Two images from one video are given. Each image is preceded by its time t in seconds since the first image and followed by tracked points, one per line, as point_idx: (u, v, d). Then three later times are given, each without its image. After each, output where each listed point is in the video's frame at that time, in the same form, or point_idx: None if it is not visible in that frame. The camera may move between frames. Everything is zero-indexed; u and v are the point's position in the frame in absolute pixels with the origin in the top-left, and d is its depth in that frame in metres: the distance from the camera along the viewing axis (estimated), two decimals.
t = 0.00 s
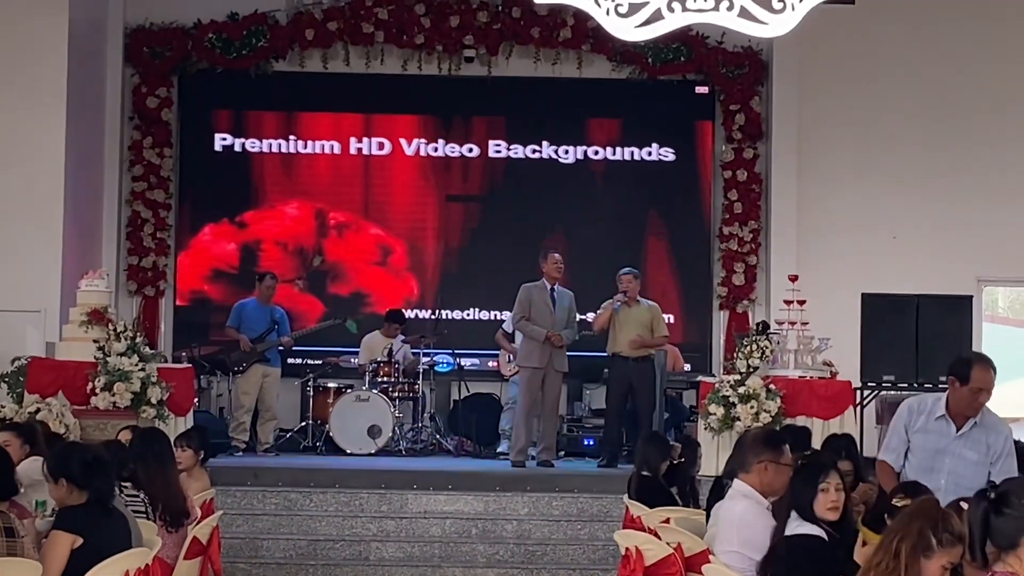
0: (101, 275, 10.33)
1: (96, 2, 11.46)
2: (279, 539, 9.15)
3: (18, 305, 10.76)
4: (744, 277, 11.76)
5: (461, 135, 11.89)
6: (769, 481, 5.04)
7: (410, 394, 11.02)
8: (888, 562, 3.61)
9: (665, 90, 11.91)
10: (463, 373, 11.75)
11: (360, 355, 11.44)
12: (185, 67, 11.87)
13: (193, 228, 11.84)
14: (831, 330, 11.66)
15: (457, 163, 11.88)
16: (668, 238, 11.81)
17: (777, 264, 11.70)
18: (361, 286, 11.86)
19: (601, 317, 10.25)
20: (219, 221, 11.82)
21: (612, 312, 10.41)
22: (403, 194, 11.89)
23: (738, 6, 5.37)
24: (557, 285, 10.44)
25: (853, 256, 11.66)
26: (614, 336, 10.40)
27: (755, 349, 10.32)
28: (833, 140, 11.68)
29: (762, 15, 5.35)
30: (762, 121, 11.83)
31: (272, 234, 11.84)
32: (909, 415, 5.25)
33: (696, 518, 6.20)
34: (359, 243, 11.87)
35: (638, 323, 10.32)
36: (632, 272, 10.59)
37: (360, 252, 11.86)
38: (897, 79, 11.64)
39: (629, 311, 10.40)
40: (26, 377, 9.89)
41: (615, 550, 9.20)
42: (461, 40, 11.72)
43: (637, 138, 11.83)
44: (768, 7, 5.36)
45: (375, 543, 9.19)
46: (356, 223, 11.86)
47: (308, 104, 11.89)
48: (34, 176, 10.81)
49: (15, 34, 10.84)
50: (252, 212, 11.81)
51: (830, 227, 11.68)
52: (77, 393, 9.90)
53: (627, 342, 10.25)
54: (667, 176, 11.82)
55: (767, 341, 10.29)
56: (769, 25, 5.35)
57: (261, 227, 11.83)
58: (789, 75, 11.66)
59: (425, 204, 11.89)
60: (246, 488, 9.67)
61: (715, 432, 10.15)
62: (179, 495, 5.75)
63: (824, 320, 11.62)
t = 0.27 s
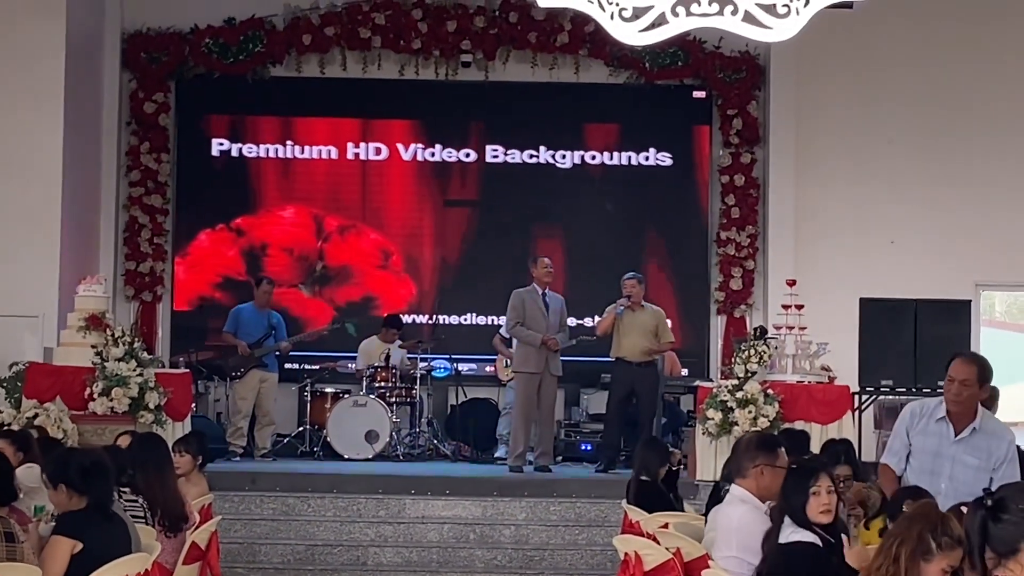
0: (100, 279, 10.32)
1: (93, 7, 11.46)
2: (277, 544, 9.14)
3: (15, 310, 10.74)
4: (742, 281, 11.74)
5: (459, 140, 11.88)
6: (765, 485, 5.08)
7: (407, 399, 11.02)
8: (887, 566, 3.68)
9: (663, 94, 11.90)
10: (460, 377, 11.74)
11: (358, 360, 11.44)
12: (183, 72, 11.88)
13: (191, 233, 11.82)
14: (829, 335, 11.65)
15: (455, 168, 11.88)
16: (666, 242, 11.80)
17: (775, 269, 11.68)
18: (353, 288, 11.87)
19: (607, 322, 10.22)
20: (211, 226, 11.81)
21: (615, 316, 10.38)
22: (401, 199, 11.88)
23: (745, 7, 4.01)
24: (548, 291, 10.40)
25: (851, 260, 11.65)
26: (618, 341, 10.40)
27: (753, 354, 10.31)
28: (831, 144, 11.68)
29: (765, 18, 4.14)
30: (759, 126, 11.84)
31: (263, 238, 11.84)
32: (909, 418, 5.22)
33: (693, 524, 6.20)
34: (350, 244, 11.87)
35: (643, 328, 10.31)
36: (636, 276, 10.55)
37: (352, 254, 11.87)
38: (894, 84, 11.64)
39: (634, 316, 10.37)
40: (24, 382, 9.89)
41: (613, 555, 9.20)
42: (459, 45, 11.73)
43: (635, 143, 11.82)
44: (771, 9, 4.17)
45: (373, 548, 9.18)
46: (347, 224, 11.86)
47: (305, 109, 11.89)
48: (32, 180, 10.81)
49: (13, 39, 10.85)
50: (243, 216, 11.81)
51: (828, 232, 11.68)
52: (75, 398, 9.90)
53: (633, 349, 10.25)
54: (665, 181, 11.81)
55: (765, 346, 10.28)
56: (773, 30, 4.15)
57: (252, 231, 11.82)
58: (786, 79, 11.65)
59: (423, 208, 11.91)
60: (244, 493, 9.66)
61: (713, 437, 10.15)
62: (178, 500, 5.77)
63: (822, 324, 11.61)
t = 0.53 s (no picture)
0: (94, 285, 10.31)
1: (87, 12, 11.45)
2: (273, 549, 9.14)
3: (10, 316, 10.73)
4: (736, 285, 11.75)
5: (453, 144, 11.89)
6: (762, 489, 5.11)
7: (403, 403, 11.04)
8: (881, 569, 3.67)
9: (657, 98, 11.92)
10: (456, 381, 11.75)
11: (354, 365, 11.47)
12: (178, 76, 11.87)
13: (185, 237, 11.83)
14: (824, 338, 11.67)
15: (450, 172, 11.89)
16: (661, 246, 11.82)
17: (769, 273, 11.69)
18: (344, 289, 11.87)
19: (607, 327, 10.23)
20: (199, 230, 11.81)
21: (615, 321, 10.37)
22: (396, 204, 11.89)
23: (735, 14, 3.84)
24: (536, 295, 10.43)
25: (846, 264, 11.67)
26: (618, 345, 10.41)
27: (748, 358, 10.32)
28: (825, 147, 11.70)
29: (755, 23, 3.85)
30: (754, 130, 11.84)
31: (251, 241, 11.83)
32: (891, 422, 5.25)
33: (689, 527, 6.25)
34: (339, 245, 11.87)
35: (642, 333, 10.32)
36: (636, 281, 10.55)
37: (339, 255, 11.86)
38: (889, 87, 11.66)
39: (634, 321, 10.38)
40: (19, 387, 9.89)
41: (609, 559, 9.22)
42: (453, 49, 11.75)
43: (630, 146, 11.83)
44: (762, 13, 3.88)
45: (369, 552, 9.19)
46: (337, 226, 11.85)
47: (299, 114, 11.89)
48: (26, 186, 10.80)
49: (7, 44, 10.83)
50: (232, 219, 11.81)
51: (823, 236, 11.70)
52: (70, 403, 9.88)
53: (633, 354, 10.27)
54: (659, 184, 11.81)
55: (760, 350, 10.30)
56: (764, 35, 3.85)
57: (240, 234, 11.81)
58: (780, 83, 11.68)
59: (418, 212, 11.89)
60: (240, 497, 9.67)
61: (708, 440, 10.18)
62: (172, 504, 5.79)
63: (817, 327, 11.63)
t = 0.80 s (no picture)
0: (84, 288, 10.32)
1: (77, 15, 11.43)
2: (265, 552, 9.13)
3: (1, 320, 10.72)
4: (727, 286, 11.76)
5: (444, 147, 11.90)
6: (754, 490, 5.12)
7: (394, 405, 11.05)
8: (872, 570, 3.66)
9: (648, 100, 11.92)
10: (447, 384, 11.76)
11: (345, 367, 11.46)
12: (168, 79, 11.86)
13: (176, 240, 11.82)
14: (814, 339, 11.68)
15: (440, 175, 11.89)
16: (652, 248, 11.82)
17: (760, 274, 11.70)
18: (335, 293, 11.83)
19: (600, 329, 10.22)
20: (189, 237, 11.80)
21: (609, 323, 10.35)
22: (386, 206, 11.88)
23: (721, 15, 3.67)
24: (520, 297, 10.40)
25: (836, 264, 11.67)
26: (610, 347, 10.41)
27: (739, 359, 10.30)
28: (815, 148, 11.71)
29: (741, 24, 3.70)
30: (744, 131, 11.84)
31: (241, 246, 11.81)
32: (866, 424, 5.18)
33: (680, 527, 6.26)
34: (330, 248, 11.84)
35: (635, 336, 10.32)
36: (631, 283, 10.54)
37: (330, 258, 11.83)
38: (878, 88, 11.67)
39: (627, 324, 10.38)
40: (9, 391, 9.88)
41: (600, 561, 9.23)
42: (443, 51, 11.74)
43: (620, 148, 11.84)
44: (748, 13, 3.72)
45: (361, 555, 9.19)
46: (326, 228, 11.83)
47: (290, 116, 11.89)
48: (17, 189, 10.78)
49: None
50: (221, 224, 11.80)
51: (813, 237, 11.70)
52: (60, 407, 9.93)
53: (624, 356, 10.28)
54: (650, 186, 11.82)
55: (751, 351, 10.28)
56: (750, 36, 3.70)
57: (230, 240, 11.80)
58: (770, 84, 11.68)
59: (409, 214, 11.88)
60: (231, 501, 9.66)
61: (700, 442, 10.18)
62: (163, 510, 5.78)
63: (807, 328, 11.63)
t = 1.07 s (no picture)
0: (68, 292, 10.39)
1: (60, 18, 11.41)
2: (249, 554, 9.10)
3: None
4: (712, 287, 11.76)
5: (428, 148, 11.89)
6: (738, 489, 5.11)
7: (379, 407, 11.04)
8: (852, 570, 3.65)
9: (632, 101, 11.92)
10: (432, 386, 11.75)
11: (329, 370, 11.44)
12: (151, 82, 11.84)
13: (159, 243, 11.79)
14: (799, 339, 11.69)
15: (424, 176, 11.88)
16: (637, 248, 11.82)
17: (744, 274, 11.70)
18: (321, 297, 11.82)
19: (586, 328, 10.24)
20: (174, 242, 11.78)
21: (594, 323, 10.40)
22: (371, 208, 11.86)
23: (696, 18, 3.70)
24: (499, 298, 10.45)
25: (820, 265, 11.68)
26: (597, 347, 10.42)
27: (723, 360, 10.34)
28: (799, 149, 11.73)
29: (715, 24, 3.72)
30: (728, 132, 11.84)
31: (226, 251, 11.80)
32: (850, 425, 5.10)
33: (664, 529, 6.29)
34: (315, 252, 11.84)
35: (621, 335, 10.32)
36: (617, 282, 10.53)
37: (315, 262, 11.82)
38: (862, 88, 11.69)
39: (614, 324, 10.39)
40: None
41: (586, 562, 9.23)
42: (427, 53, 11.74)
43: (605, 149, 11.85)
44: (721, 14, 3.74)
45: (346, 557, 9.18)
46: (309, 231, 11.82)
47: (274, 119, 11.87)
48: None
49: None
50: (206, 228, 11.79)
51: (798, 237, 11.72)
52: (44, 410, 9.88)
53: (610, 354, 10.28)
54: (634, 187, 11.83)
55: (735, 352, 10.32)
56: (723, 38, 3.73)
57: (215, 244, 11.78)
58: (753, 85, 11.68)
59: (393, 216, 11.86)
60: (215, 504, 9.64)
61: (684, 442, 10.17)
62: (146, 513, 5.81)
63: (792, 328, 11.64)
